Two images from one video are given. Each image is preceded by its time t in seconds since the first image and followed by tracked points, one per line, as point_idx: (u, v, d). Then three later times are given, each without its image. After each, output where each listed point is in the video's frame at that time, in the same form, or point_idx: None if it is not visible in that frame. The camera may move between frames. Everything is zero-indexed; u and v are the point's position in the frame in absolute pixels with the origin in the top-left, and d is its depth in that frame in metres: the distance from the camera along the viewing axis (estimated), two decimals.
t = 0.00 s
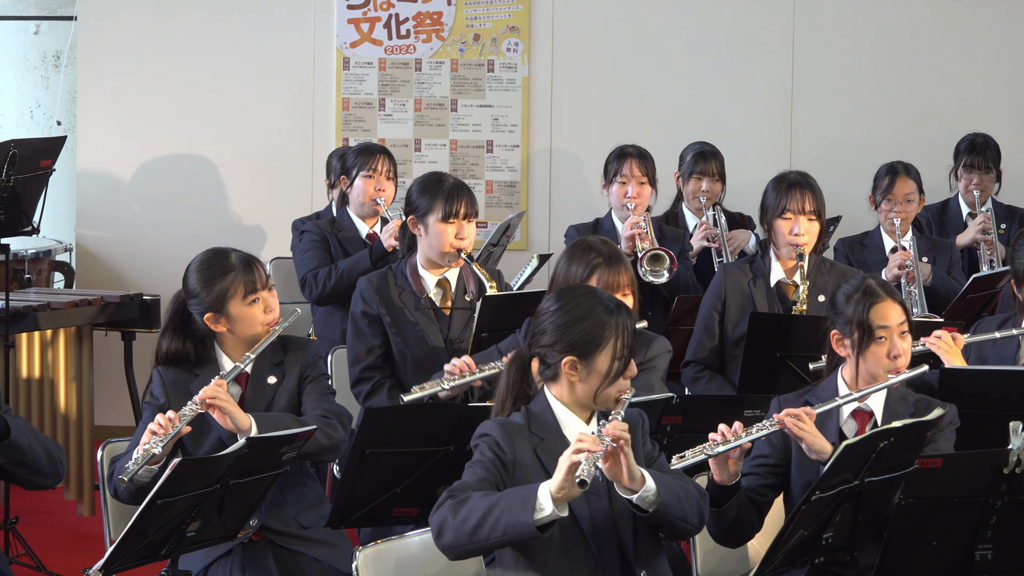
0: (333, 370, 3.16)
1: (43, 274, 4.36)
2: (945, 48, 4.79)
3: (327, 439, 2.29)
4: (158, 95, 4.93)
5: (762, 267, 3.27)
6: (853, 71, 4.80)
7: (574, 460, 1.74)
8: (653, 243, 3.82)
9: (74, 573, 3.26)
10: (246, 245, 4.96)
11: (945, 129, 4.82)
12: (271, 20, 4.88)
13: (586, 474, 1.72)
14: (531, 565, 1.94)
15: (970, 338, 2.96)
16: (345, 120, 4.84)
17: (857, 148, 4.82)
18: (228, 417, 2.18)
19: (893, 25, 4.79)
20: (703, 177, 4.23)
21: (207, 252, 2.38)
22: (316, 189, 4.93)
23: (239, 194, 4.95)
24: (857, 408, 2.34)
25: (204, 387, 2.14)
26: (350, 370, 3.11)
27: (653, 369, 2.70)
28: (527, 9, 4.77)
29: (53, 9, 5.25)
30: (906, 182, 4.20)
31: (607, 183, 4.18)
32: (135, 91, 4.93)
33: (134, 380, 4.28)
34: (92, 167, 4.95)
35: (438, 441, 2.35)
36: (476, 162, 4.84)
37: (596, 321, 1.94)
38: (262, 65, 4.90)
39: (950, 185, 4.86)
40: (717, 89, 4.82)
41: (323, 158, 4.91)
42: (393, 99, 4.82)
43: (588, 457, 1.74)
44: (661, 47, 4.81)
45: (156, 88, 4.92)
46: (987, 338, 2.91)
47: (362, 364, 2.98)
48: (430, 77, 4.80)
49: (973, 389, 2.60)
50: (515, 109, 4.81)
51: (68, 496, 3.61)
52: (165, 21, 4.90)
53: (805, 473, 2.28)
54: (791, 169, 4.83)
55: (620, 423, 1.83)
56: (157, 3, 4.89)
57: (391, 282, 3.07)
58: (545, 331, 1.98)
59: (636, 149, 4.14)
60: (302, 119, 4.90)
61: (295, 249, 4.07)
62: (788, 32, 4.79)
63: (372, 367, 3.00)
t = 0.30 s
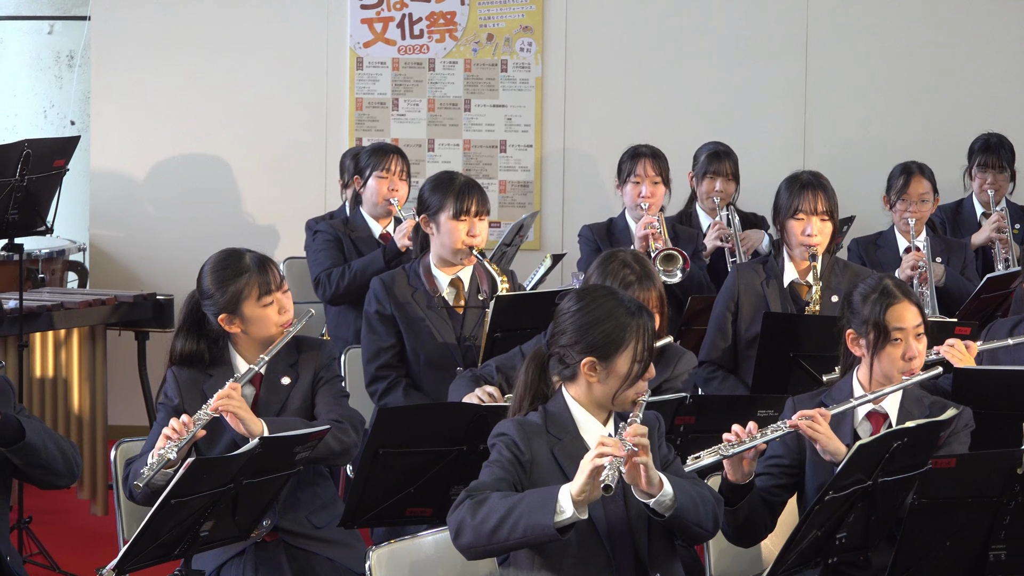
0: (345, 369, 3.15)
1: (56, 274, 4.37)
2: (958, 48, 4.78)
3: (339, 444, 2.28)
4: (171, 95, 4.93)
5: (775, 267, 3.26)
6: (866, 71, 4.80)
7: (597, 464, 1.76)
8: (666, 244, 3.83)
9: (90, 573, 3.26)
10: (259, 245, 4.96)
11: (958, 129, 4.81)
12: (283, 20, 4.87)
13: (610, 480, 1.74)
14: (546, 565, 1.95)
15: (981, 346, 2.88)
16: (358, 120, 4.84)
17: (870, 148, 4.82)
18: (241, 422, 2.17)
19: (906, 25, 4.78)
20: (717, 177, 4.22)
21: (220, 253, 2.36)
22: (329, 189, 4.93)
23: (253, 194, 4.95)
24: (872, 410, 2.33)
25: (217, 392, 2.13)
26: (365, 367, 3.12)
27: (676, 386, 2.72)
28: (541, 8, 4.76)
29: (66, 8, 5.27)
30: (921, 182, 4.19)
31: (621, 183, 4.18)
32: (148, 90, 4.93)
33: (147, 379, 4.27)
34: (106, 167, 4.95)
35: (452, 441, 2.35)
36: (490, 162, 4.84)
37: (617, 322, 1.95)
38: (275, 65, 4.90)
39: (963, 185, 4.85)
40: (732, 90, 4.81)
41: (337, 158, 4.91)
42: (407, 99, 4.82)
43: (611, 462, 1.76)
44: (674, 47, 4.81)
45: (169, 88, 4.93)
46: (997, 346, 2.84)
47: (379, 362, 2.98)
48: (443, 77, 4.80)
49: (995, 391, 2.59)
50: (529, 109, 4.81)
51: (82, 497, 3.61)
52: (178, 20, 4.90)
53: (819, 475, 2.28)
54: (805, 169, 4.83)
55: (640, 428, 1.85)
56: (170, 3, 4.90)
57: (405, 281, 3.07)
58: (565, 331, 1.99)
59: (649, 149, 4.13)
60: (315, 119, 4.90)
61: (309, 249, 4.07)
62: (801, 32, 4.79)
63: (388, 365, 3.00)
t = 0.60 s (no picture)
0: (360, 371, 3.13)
1: (71, 274, 4.39)
2: (972, 49, 4.77)
3: (355, 445, 2.29)
4: (185, 95, 4.94)
5: (789, 266, 3.26)
6: (879, 71, 4.79)
7: (609, 467, 1.75)
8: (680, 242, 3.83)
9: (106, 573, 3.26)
10: (273, 244, 4.96)
11: (971, 129, 4.81)
12: (296, 19, 4.88)
13: (622, 482, 1.74)
14: (559, 565, 1.94)
15: (995, 350, 2.82)
16: (372, 119, 4.84)
17: (883, 148, 4.81)
18: (258, 425, 2.17)
19: (920, 25, 4.78)
20: (731, 176, 4.22)
21: (235, 253, 2.36)
22: (343, 189, 4.94)
23: (265, 193, 4.95)
24: (889, 410, 2.35)
25: (235, 396, 2.14)
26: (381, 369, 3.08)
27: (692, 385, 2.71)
28: (555, 8, 4.76)
29: (81, 8, 5.29)
30: (935, 182, 4.19)
31: (636, 182, 4.17)
32: (161, 89, 4.93)
33: (161, 378, 4.26)
34: (118, 167, 4.95)
35: (466, 440, 2.35)
36: (504, 161, 4.83)
37: (632, 322, 1.95)
38: (288, 65, 4.90)
39: (977, 184, 4.84)
40: (746, 89, 4.81)
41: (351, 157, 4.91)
42: (420, 98, 4.82)
43: (623, 464, 1.76)
44: (687, 46, 4.81)
45: (182, 87, 4.93)
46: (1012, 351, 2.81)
47: (394, 360, 2.98)
48: (457, 76, 4.80)
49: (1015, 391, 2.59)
50: (543, 108, 4.80)
51: (97, 495, 3.63)
52: (191, 20, 4.91)
53: (834, 475, 2.32)
54: (818, 169, 4.83)
55: (653, 428, 1.85)
56: (184, 2, 4.90)
57: (418, 279, 3.07)
58: (580, 330, 1.99)
59: (663, 148, 4.13)
60: (329, 118, 4.90)
61: (323, 248, 4.07)
62: (814, 32, 4.79)
63: (403, 364, 3.01)
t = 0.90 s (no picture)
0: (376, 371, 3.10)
1: (86, 272, 4.40)
2: (987, 49, 4.76)
3: (372, 444, 2.29)
4: (200, 94, 4.94)
5: (804, 266, 3.26)
6: (894, 72, 4.79)
7: (621, 466, 1.75)
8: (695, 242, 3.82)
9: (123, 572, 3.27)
10: (287, 243, 4.97)
11: (986, 130, 4.79)
12: (313, 19, 4.88)
13: (634, 481, 1.74)
14: (575, 565, 1.95)
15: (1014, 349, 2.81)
16: (388, 119, 4.85)
17: (898, 148, 4.81)
18: (277, 426, 2.18)
19: (935, 25, 4.77)
20: (747, 176, 4.21)
21: (252, 253, 2.37)
22: (359, 188, 4.95)
23: (280, 193, 4.96)
24: (906, 410, 2.36)
25: (255, 394, 2.15)
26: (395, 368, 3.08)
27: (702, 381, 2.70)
28: (571, 7, 4.76)
29: (97, 8, 5.35)
30: (951, 182, 4.19)
31: (651, 182, 4.17)
32: (177, 88, 4.94)
33: (176, 377, 4.23)
34: (132, 166, 4.96)
35: (481, 440, 2.35)
36: (519, 161, 4.83)
37: (646, 321, 1.95)
38: (303, 64, 4.90)
39: (993, 185, 4.83)
40: (761, 89, 4.81)
41: (365, 156, 4.91)
42: (436, 98, 4.82)
43: (635, 463, 1.75)
44: (702, 46, 4.80)
45: (197, 87, 4.93)
46: None
47: (407, 361, 2.98)
48: (472, 75, 4.80)
49: None
50: (559, 108, 4.80)
51: (112, 494, 3.61)
52: (207, 19, 4.91)
53: (850, 474, 2.31)
54: (833, 169, 4.82)
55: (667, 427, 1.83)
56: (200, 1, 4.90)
57: (435, 279, 3.08)
58: (594, 329, 1.99)
59: (679, 148, 4.12)
60: (344, 118, 4.91)
61: (338, 247, 4.07)
62: (830, 31, 4.79)
63: (417, 364, 3.00)
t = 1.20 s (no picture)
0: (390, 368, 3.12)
1: (102, 272, 4.42)
2: (1003, 48, 4.75)
3: (387, 447, 2.29)
4: (215, 95, 4.94)
5: (820, 266, 3.25)
6: (909, 72, 4.77)
7: (634, 467, 1.74)
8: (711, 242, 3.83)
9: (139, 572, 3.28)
10: (302, 243, 4.98)
11: (1001, 129, 4.78)
12: (328, 19, 4.88)
13: (646, 483, 1.74)
14: (589, 566, 1.95)
15: None
16: (403, 118, 4.85)
17: (912, 148, 4.79)
18: (293, 430, 2.18)
19: (951, 25, 4.76)
20: (763, 177, 4.20)
21: (269, 254, 2.37)
22: (374, 187, 4.95)
23: (295, 192, 4.96)
24: (921, 412, 2.35)
25: (270, 399, 2.16)
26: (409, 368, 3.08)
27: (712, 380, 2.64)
28: (586, 7, 4.76)
29: (112, 8, 5.37)
30: (967, 183, 4.18)
31: (666, 182, 4.17)
32: (192, 88, 4.94)
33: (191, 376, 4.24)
34: (147, 166, 4.97)
35: (495, 440, 2.35)
36: (534, 161, 4.83)
37: (661, 322, 1.94)
38: (318, 64, 4.91)
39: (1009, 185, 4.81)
40: (776, 89, 4.80)
41: (380, 156, 4.92)
42: (451, 98, 4.82)
43: (648, 465, 1.75)
44: (717, 45, 4.80)
45: (212, 86, 4.94)
46: None
47: (421, 361, 2.98)
48: (487, 75, 4.80)
49: None
50: (574, 108, 4.80)
51: (127, 495, 3.58)
52: (222, 19, 4.91)
53: (865, 475, 2.31)
54: (849, 169, 4.81)
55: (681, 430, 1.84)
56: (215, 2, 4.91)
57: (448, 279, 3.08)
58: (609, 329, 1.98)
59: (695, 147, 4.11)
60: (359, 118, 4.91)
61: (354, 247, 4.08)
62: (845, 31, 4.77)
63: (431, 364, 3.00)
